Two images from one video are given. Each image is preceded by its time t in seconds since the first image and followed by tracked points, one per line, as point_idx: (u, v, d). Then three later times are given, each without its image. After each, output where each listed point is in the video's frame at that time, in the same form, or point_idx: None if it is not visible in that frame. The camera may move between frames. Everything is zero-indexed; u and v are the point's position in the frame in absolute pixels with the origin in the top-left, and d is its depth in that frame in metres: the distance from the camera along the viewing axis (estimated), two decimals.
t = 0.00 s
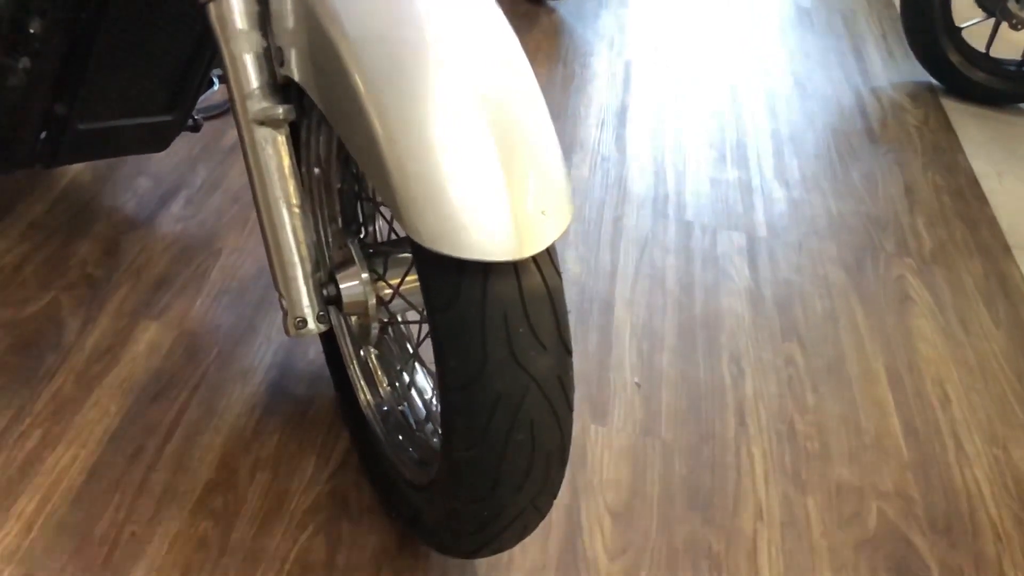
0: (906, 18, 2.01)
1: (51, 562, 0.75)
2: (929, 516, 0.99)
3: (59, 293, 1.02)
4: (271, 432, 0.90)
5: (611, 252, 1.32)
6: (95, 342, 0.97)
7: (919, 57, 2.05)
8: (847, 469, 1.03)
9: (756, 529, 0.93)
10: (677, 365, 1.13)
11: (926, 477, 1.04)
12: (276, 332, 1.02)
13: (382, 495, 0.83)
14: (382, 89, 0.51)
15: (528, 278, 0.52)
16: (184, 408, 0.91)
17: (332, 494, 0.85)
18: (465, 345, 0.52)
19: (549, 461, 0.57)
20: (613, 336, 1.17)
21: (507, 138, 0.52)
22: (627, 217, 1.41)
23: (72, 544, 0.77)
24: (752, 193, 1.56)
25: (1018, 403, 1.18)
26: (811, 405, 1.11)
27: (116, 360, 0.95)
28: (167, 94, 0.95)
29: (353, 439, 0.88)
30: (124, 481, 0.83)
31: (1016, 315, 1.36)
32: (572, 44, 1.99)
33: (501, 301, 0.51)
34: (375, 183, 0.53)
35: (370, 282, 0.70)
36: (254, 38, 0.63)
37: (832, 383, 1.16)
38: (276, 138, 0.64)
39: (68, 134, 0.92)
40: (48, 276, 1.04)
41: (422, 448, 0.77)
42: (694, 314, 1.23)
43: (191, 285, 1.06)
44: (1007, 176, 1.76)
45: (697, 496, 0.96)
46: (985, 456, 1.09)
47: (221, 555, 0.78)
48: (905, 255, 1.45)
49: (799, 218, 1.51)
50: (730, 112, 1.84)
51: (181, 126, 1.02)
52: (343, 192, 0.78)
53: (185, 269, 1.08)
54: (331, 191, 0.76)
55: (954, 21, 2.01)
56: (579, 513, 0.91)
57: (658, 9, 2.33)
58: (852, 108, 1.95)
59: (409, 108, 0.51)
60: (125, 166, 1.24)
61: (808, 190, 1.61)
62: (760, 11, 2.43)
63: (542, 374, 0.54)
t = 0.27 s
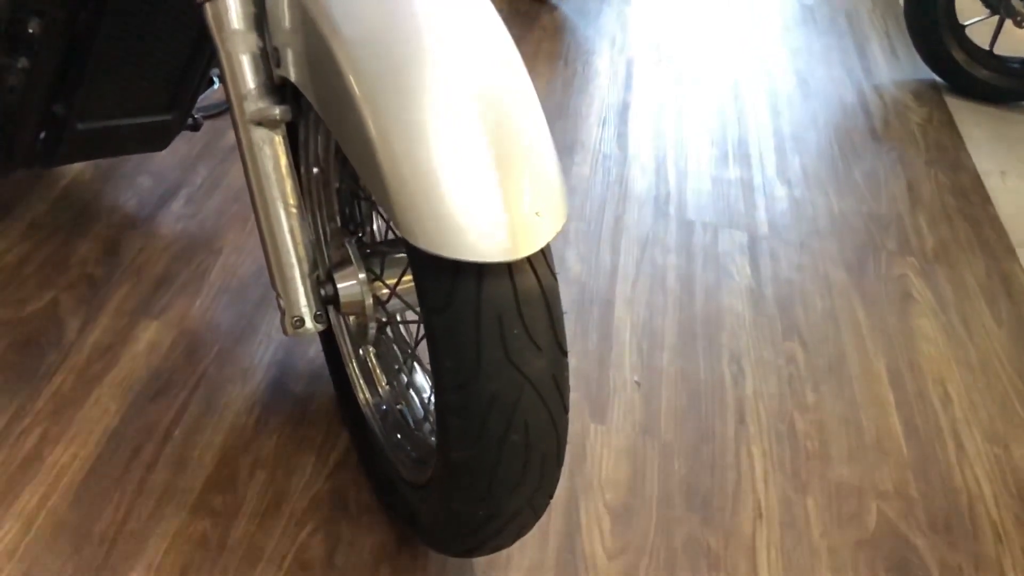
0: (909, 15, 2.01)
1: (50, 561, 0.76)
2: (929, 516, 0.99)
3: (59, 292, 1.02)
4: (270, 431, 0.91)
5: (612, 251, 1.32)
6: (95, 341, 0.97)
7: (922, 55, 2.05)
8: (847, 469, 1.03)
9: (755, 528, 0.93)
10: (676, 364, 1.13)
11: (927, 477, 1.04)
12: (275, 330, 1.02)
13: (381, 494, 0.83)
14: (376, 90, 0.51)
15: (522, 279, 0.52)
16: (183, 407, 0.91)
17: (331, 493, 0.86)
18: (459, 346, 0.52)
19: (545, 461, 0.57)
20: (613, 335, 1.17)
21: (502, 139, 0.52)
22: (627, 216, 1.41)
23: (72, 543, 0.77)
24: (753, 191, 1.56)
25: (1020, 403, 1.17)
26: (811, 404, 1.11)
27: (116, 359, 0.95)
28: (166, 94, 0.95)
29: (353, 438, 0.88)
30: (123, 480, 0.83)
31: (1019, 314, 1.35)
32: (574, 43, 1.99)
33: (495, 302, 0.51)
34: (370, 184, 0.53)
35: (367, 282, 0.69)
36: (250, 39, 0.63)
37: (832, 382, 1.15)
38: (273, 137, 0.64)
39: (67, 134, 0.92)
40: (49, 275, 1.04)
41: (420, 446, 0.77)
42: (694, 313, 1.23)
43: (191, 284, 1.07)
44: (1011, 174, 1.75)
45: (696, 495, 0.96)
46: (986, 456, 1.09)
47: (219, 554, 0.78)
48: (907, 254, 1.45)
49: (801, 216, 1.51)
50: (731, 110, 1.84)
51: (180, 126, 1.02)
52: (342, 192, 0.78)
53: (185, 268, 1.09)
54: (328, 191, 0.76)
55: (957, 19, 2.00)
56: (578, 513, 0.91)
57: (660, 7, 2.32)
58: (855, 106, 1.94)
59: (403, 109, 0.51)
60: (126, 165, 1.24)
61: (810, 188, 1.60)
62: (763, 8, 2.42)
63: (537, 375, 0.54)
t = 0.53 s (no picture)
0: (913, 10, 2.00)
1: (50, 555, 0.76)
2: (928, 513, 0.99)
3: (60, 286, 1.02)
4: (269, 426, 0.91)
5: (612, 247, 1.32)
6: (96, 336, 0.97)
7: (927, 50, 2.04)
8: (846, 465, 1.03)
9: (753, 524, 0.93)
10: (676, 360, 1.13)
11: (926, 473, 1.04)
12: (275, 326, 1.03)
13: (379, 490, 0.83)
14: (370, 88, 0.51)
15: (516, 277, 0.52)
16: (183, 401, 0.92)
17: (329, 488, 0.86)
18: (452, 343, 0.52)
19: (539, 459, 0.57)
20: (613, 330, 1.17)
21: (495, 136, 0.52)
22: (628, 212, 1.41)
23: (72, 537, 0.78)
24: (755, 187, 1.56)
25: (1020, 400, 1.17)
26: (811, 400, 1.11)
27: (117, 354, 0.96)
28: (167, 91, 0.96)
29: (351, 433, 0.89)
30: (123, 474, 0.84)
31: (1020, 310, 1.35)
32: (576, 38, 1.98)
33: (488, 300, 0.51)
34: (364, 181, 0.53)
35: (364, 278, 0.69)
36: (247, 35, 0.63)
37: (832, 378, 1.15)
38: (269, 134, 0.65)
39: (68, 130, 0.92)
40: (50, 270, 1.04)
41: (416, 442, 0.77)
42: (694, 308, 1.23)
43: (191, 279, 1.07)
44: (1015, 170, 1.75)
45: (694, 490, 0.96)
46: (986, 452, 1.09)
47: (218, 548, 0.79)
48: (909, 250, 1.45)
49: (802, 212, 1.51)
50: (734, 105, 1.83)
51: (179, 123, 1.02)
52: (340, 187, 0.77)
53: (185, 263, 1.09)
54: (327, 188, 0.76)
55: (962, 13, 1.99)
56: (576, 508, 0.91)
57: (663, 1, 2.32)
58: (858, 101, 1.94)
59: (397, 107, 0.51)
60: (127, 160, 1.24)
61: (812, 184, 1.60)
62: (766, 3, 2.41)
63: (531, 372, 0.54)
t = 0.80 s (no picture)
0: (919, 7, 1.98)
1: (50, 555, 0.76)
2: (931, 515, 0.98)
3: (62, 287, 1.02)
4: (269, 427, 0.91)
5: (614, 247, 1.31)
6: (97, 336, 0.97)
7: (933, 47, 2.02)
8: (848, 466, 1.02)
9: (754, 526, 0.93)
10: (677, 361, 1.13)
11: (928, 475, 1.03)
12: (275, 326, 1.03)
13: (379, 491, 0.83)
14: (365, 90, 0.51)
15: (511, 279, 0.52)
16: (183, 402, 0.92)
17: (329, 489, 0.86)
18: (447, 346, 0.52)
19: (535, 462, 0.57)
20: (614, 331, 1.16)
21: (491, 139, 0.52)
22: (630, 212, 1.41)
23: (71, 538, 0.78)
24: (758, 186, 1.55)
25: None
26: (813, 401, 1.11)
27: (117, 355, 0.96)
28: (167, 92, 0.96)
29: (352, 434, 0.89)
30: (123, 475, 0.84)
31: None
32: (580, 36, 1.98)
33: (483, 303, 0.51)
34: (359, 184, 0.53)
35: (361, 280, 0.69)
36: (244, 36, 0.63)
37: (834, 379, 1.15)
38: (267, 135, 0.64)
39: (67, 131, 0.92)
40: (52, 271, 1.04)
41: (413, 443, 0.77)
42: (697, 309, 1.23)
43: (192, 280, 1.07)
44: (1021, 168, 1.73)
45: (694, 492, 0.95)
46: (990, 454, 1.08)
47: (217, 549, 0.79)
48: (913, 249, 1.44)
49: (806, 211, 1.50)
50: (738, 104, 1.83)
51: (180, 123, 1.02)
52: (338, 189, 0.78)
53: (186, 264, 1.09)
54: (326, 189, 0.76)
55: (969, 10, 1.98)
56: (576, 509, 0.91)
57: None
58: (863, 99, 1.93)
59: (391, 109, 0.51)
60: (129, 160, 1.25)
61: (815, 183, 1.59)
62: None
63: (526, 375, 0.54)
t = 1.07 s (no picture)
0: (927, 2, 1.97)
1: (52, 546, 0.77)
2: (932, 513, 0.98)
3: (65, 281, 1.03)
4: (270, 421, 0.91)
5: (617, 242, 1.31)
6: (100, 329, 0.98)
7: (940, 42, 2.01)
8: (850, 463, 1.02)
9: (755, 522, 0.93)
10: (679, 356, 1.13)
11: (931, 473, 1.03)
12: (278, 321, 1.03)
13: (379, 487, 0.84)
14: (361, 87, 0.51)
15: (508, 277, 0.52)
16: (186, 396, 0.92)
17: (329, 484, 0.86)
18: (444, 343, 0.52)
19: (532, 459, 0.57)
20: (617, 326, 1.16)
21: (488, 136, 0.52)
22: (634, 207, 1.40)
23: (73, 530, 0.78)
24: (763, 182, 1.54)
25: None
26: (816, 398, 1.10)
27: (120, 349, 0.96)
28: (168, 87, 0.96)
29: (353, 430, 0.89)
30: (125, 468, 0.84)
31: None
32: (584, 31, 1.97)
33: (480, 300, 0.51)
34: (356, 181, 0.53)
35: (361, 276, 0.69)
36: (242, 32, 0.63)
37: (837, 375, 1.15)
38: (266, 131, 0.65)
39: (69, 125, 0.92)
40: (55, 264, 1.05)
41: (413, 438, 0.77)
42: (700, 305, 1.22)
43: (195, 274, 1.07)
44: None
45: (695, 488, 0.95)
46: (993, 452, 1.08)
47: (218, 542, 0.79)
48: (918, 246, 1.43)
49: (810, 207, 1.50)
50: (743, 99, 1.82)
51: (183, 118, 1.02)
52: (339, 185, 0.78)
53: (189, 258, 1.09)
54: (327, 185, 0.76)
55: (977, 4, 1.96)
56: (577, 504, 0.91)
57: None
58: (869, 94, 1.92)
59: (387, 106, 0.50)
60: (132, 154, 1.25)
61: (820, 179, 1.58)
62: None
63: (523, 373, 0.54)
